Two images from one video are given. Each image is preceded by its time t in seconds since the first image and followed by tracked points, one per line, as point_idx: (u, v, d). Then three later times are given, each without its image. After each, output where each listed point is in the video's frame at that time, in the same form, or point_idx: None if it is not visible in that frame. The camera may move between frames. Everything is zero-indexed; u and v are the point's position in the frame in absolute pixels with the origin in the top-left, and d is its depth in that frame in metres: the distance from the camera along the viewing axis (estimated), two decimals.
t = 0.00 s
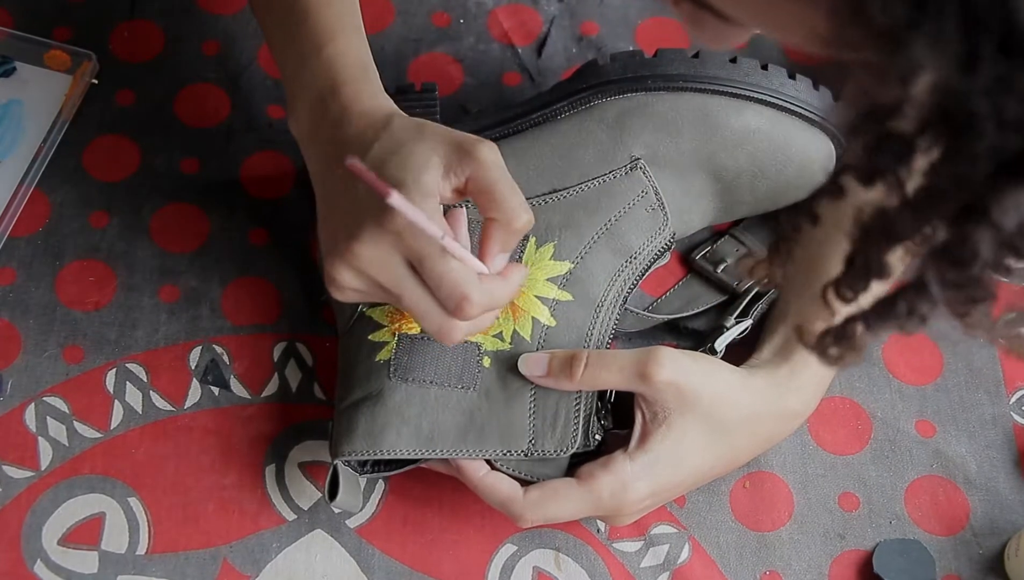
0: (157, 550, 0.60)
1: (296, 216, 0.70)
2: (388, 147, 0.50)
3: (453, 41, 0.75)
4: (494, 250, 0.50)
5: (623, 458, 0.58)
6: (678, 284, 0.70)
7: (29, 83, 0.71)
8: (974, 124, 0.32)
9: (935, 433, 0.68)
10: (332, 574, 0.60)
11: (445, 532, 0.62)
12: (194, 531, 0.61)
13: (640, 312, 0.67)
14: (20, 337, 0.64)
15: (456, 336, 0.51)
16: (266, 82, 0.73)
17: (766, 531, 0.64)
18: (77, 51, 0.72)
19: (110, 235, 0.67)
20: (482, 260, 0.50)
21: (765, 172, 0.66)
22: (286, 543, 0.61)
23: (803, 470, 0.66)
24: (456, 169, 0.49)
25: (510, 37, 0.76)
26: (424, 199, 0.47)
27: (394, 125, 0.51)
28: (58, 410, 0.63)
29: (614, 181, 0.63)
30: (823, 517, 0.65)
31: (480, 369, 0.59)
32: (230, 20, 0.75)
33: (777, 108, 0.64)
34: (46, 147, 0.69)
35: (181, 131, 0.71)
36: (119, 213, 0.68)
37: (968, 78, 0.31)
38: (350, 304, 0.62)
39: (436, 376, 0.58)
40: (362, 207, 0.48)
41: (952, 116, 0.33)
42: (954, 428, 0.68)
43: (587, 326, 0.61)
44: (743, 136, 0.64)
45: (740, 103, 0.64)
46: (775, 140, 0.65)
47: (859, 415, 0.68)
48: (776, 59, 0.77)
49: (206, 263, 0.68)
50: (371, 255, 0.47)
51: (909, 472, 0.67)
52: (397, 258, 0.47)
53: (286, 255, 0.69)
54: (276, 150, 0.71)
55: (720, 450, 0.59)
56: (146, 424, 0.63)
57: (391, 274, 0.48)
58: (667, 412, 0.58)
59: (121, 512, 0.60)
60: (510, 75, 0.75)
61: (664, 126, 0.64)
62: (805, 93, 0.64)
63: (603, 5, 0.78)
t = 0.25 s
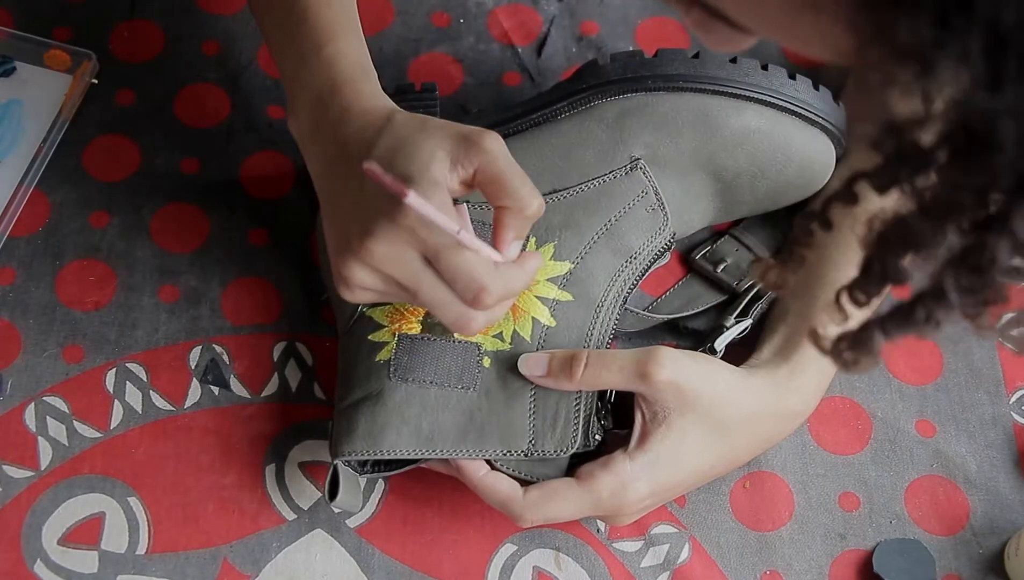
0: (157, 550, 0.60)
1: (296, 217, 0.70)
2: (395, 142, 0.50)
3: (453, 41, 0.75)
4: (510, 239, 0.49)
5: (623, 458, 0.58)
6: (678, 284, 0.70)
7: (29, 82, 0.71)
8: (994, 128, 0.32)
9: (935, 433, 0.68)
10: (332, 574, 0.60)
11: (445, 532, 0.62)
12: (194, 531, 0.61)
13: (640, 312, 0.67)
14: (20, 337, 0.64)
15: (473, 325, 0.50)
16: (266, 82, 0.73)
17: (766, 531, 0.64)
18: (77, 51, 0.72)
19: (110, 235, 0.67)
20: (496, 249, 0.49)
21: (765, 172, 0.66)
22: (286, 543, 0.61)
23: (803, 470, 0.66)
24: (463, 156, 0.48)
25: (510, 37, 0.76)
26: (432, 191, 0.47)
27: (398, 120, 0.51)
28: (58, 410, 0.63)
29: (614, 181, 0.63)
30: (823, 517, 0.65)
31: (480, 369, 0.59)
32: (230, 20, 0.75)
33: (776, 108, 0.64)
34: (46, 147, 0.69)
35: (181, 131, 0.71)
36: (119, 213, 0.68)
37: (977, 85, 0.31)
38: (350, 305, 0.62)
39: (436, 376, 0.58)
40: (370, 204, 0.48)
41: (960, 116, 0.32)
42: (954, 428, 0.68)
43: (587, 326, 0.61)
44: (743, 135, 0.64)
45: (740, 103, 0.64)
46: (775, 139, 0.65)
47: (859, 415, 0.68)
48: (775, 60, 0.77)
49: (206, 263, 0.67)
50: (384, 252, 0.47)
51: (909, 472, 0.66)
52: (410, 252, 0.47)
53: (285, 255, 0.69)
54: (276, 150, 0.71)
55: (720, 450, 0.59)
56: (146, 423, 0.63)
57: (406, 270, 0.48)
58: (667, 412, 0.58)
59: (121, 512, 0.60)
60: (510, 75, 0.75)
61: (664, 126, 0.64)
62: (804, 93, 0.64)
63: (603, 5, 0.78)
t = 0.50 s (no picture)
0: (157, 550, 0.60)
1: (296, 217, 0.70)
2: (432, 97, 0.55)
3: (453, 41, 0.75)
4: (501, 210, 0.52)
5: (623, 457, 0.58)
6: (678, 284, 0.70)
7: (29, 83, 0.71)
8: None
9: (935, 433, 0.68)
10: (332, 575, 0.60)
11: (444, 532, 0.62)
12: (194, 531, 0.61)
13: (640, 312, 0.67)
14: (20, 338, 0.64)
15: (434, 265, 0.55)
16: (266, 82, 0.73)
17: (766, 531, 0.64)
18: (77, 51, 0.72)
19: (110, 235, 0.67)
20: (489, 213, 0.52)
21: (765, 171, 0.66)
22: (286, 543, 0.61)
23: (803, 470, 0.66)
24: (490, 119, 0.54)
25: (510, 37, 0.76)
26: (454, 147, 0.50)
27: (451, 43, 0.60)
28: (58, 410, 0.63)
29: (613, 181, 0.63)
30: (822, 517, 0.65)
31: (480, 368, 0.59)
32: (230, 21, 0.75)
33: (776, 107, 0.64)
34: (46, 147, 0.69)
35: (182, 131, 0.71)
36: (119, 213, 0.68)
37: None
38: (349, 304, 0.62)
39: (435, 375, 0.58)
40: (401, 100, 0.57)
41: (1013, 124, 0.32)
42: (954, 428, 0.68)
43: (587, 325, 0.61)
44: (743, 135, 0.64)
45: (739, 102, 0.64)
46: (775, 138, 0.65)
47: (859, 415, 0.68)
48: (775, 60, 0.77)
49: (206, 263, 0.68)
50: (391, 154, 0.54)
51: (909, 472, 0.66)
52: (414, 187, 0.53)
53: (286, 255, 0.69)
54: (276, 150, 0.71)
55: (720, 449, 0.59)
56: (146, 424, 0.63)
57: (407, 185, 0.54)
58: (667, 411, 0.58)
59: (121, 512, 0.60)
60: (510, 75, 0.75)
61: (663, 126, 0.64)
62: (804, 92, 0.64)
63: (603, 5, 0.78)
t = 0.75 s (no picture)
0: (157, 550, 0.60)
1: (296, 217, 0.70)
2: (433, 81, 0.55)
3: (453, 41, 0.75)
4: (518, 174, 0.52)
5: (623, 456, 0.58)
6: (678, 284, 0.71)
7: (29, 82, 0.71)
8: None
9: (935, 432, 0.68)
10: (332, 574, 0.60)
11: (445, 532, 0.62)
12: (194, 531, 0.61)
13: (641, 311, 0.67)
14: (20, 337, 0.64)
15: (460, 244, 0.55)
16: (266, 82, 0.73)
17: (766, 531, 0.64)
18: (77, 51, 0.72)
19: (110, 235, 0.67)
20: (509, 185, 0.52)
21: (765, 170, 0.66)
22: (286, 543, 0.61)
23: (803, 470, 0.66)
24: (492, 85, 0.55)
25: (510, 36, 0.76)
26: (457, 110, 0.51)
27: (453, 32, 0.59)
28: (58, 410, 0.63)
29: (613, 179, 0.63)
30: (822, 517, 0.65)
31: (480, 366, 0.59)
32: (230, 20, 0.75)
33: (777, 106, 0.63)
34: (46, 147, 0.69)
35: (182, 130, 0.71)
36: (119, 213, 0.68)
37: None
38: (349, 302, 0.62)
39: (435, 373, 0.58)
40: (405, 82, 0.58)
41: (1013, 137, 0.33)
42: (954, 427, 0.68)
43: (587, 324, 0.62)
44: (744, 133, 0.64)
45: (740, 100, 0.63)
46: (775, 137, 0.64)
47: (860, 415, 0.68)
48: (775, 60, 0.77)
49: (206, 262, 0.67)
50: (400, 144, 0.54)
51: (909, 471, 0.66)
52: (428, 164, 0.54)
53: (286, 255, 0.69)
54: (276, 150, 0.71)
55: (720, 448, 0.59)
56: (146, 423, 0.63)
57: (419, 166, 0.54)
58: (667, 410, 0.58)
59: (122, 512, 0.60)
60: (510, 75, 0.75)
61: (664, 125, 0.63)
62: (805, 90, 0.63)
63: (603, 5, 0.78)
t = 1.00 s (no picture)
0: (158, 550, 0.60)
1: (296, 216, 0.70)
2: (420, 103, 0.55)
3: (453, 41, 0.75)
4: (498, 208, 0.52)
5: (658, 517, 0.56)
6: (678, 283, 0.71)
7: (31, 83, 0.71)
8: None
9: (935, 432, 0.68)
10: (333, 574, 0.60)
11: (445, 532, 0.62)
12: (194, 531, 0.61)
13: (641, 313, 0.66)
14: (21, 337, 0.64)
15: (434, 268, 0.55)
16: (266, 82, 0.73)
17: (767, 530, 0.64)
18: (78, 51, 0.72)
19: (110, 235, 0.67)
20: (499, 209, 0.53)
21: (767, 176, 0.65)
22: (287, 543, 0.61)
23: (803, 470, 0.66)
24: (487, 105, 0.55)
25: (511, 36, 0.76)
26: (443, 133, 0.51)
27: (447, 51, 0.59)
28: (58, 410, 0.63)
29: (615, 185, 0.63)
30: (823, 517, 0.65)
31: (482, 373, 0.60)
32: (231, 20, 0.75)
33: (778, 111, 0.64)
34: (47, 146, 0.69)
35: (182, 130, 0.71)
36: (119, 212, 0.68)
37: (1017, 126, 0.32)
38: (350, 308, 0.61)
39: (437, 380, 0.59)
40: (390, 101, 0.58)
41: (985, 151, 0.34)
42: (955, 427, 0.68)
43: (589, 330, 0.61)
44: (746, 139, 0.64)
45: (742, 106, 0.63)
46: (777, 142, 0.64)
47: (860, 415, 0.68)
48: (775, 60, 0.77)
49: (206, 262, 0.67)
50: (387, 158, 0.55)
51: (909, 471, 0.66)
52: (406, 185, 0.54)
53: (286, 255, 0.69)
54: (276, 150, 0.71)
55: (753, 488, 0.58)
56: (147, 423, 0.63)
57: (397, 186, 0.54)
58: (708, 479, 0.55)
59: (122, 512, 0.60)
60: (511, 75, 0.75)
61: (667, 130, 0.63)
62: (806, 95, 0.64)
63: (604, 5, 0.78)
